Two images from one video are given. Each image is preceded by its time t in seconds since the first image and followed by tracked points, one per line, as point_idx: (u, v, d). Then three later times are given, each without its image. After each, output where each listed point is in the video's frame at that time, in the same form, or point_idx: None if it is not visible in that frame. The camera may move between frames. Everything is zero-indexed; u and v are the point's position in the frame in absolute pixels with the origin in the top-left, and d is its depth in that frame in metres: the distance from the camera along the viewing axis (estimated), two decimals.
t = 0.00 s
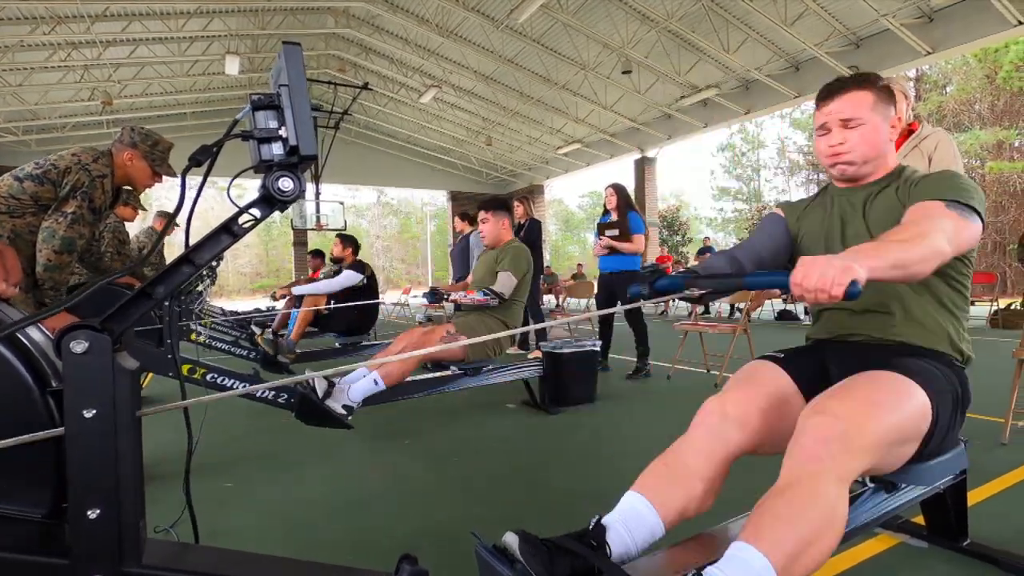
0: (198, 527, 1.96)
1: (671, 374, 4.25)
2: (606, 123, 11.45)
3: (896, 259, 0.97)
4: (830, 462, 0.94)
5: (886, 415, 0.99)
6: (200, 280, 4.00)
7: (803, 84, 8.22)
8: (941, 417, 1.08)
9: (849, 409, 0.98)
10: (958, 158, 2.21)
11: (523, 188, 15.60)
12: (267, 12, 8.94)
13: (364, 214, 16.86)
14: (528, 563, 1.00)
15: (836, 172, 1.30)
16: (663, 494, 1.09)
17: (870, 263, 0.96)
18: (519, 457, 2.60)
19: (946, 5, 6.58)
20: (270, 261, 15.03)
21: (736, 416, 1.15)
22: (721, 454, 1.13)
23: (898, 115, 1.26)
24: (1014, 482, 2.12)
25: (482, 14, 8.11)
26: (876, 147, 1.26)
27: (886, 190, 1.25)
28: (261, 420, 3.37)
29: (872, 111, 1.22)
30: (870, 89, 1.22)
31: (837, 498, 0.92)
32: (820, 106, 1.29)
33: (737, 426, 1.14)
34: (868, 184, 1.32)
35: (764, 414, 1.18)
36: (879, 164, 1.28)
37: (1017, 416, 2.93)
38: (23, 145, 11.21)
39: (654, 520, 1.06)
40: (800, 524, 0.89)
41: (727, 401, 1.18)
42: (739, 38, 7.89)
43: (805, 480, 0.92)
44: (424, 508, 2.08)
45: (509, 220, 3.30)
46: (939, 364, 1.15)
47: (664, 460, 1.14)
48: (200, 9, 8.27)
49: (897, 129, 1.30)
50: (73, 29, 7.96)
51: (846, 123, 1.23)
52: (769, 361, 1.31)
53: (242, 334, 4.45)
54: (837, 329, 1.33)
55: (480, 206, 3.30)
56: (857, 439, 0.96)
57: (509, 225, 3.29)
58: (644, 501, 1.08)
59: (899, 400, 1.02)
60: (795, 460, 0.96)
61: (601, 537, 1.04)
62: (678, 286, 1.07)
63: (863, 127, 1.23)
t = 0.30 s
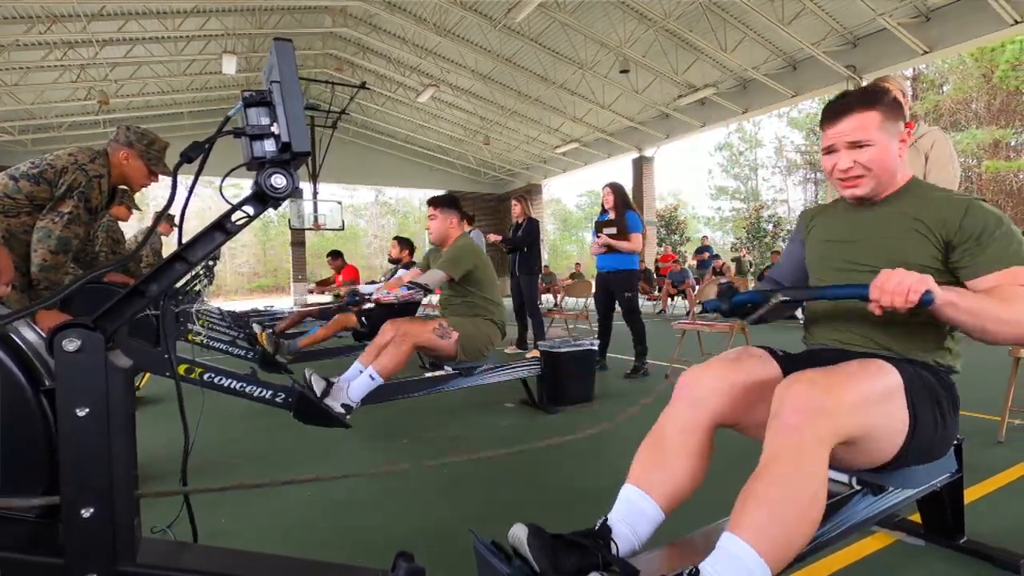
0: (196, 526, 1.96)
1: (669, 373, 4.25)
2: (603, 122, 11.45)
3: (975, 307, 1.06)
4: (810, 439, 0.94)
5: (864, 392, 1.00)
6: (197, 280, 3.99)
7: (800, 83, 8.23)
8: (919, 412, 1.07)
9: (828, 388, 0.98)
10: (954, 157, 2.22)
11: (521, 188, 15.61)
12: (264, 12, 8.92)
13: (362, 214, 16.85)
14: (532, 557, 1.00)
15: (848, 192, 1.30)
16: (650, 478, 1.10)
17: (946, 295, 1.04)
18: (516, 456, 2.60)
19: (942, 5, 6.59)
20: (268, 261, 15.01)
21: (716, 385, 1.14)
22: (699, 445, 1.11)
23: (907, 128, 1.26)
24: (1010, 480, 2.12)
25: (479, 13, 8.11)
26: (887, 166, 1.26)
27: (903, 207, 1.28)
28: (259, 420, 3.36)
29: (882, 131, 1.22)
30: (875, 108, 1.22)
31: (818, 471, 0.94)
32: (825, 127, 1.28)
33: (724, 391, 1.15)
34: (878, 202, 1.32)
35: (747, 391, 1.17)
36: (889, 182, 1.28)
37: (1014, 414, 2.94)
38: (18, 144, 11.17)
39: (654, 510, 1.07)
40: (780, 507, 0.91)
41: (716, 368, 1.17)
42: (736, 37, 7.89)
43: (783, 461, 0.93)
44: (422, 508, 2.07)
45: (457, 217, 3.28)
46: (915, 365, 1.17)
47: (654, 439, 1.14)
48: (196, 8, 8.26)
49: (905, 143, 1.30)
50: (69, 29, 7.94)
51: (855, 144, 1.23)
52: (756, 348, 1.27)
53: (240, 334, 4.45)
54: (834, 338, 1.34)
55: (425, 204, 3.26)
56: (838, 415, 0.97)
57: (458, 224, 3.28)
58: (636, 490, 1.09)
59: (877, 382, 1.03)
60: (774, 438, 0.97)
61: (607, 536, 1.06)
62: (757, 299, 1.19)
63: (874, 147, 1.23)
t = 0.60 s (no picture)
0: (200, 523, 1.97)
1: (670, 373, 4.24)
2: (606, 122, 11.44)
3: (718, 293, 0.81)
4: (737, 411, 0.89)
5: (793, 349, 0.91)
6: (199, 278, 4.00)
7: (803, 82, 8.20)
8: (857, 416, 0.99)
9: (746, 346, 0.90)
10: (957, 157, 2.21)
11: (523, 187, 15.61)
12: (266, 10, 8.94)
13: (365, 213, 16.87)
14: (528, 558, 1.00)
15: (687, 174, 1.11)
16: (595, 460, 1.10)
17: (659, 315, 0.80)
18: (516, 455, 2.60)
19: (945, 4, 6.58)
20: (270, 260, 15.03)
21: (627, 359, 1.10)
22: (629, 418, 1.09)
23: (759, 91, 1.07)
24: (1012, 480, 2.12)
25: (481, 12, 8.11)
26: (727, 134, 1.05)
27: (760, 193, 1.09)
28: (260, 418, 3.36)
29: (723, 85, 1.04)
30: (722, 57, 1.05)
31: (746, 437, 0.89)
32: (665, 79, 1.10)
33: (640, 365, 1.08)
34: (732, 189, 1.14)
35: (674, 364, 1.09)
36: (736, 160, 1.09)
37: (1016, 414, 2.93)
38: (22, 143, 11.20)
39: (616, 485, 1.08)
40: (719, 489, 0.90)
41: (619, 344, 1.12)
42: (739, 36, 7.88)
43: (712, 438, 0.90)
44: (424, 505, 2.09)
45: (415, 221, 3.40)
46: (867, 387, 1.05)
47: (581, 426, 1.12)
48: (199, 7, 8.27)
49: (764, 113, 1.11)
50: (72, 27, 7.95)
51: (691, 99, 1.04)
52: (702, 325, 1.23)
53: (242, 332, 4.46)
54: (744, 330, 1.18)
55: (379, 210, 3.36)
56: (768, 377, 0.89)
57: (414, 226, 3.38)
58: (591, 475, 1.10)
59: (806, 339, 0.95)
60: (704, 413, 0.92)
61: (597, 533, 1.07)
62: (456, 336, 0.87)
63: (712, 103, 1.04)
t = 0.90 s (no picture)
0: (201, 518, 1.98)
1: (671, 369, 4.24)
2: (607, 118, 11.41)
3: (640, 304, 0.73)
4: (738, 397, 0.89)
5: (794, 337, 0.92)
6: (200, 275, 4.00)
7: (805, 78, 8.17)
8: (859, 407, 0.99)
9: (748, 333, 0.90)
10: (959, 153, 2.20)
11: (524, 183, 15.59)
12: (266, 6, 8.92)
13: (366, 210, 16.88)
14: (528, 553, 1.00)
15: (642, 194, 1.09)
16: (602, 449, 1.11)
17: (587, 322, 0.71)
18: (517, 451, 2.60)
19: None
20: (271, 257, 15.04)
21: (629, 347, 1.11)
22: (641, 408, 1.11)
23: (713, 111, 1.05)
24: (1013, 475, 2.12)
25: (482, 8, 8.09)
26: (680, 159, 1.03)
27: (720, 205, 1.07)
28: (261, 414, 3.37)
29: (672, 111, 1.01)
30: (667, 82, 1.02)
31: (746, 421, 0.89)
32: (613, 108, 1.07)
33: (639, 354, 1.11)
34: (696, 206, 1.13)
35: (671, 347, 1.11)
36: (695, 180, 1.07)
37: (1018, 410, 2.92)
38: (22, 139, 11.20)
39: (623, 471, 1.09)
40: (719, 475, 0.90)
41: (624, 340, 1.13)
42: (741, 31, 7.85)
43: (713, 423, 0.91)
44: (425, 500, 2.09)
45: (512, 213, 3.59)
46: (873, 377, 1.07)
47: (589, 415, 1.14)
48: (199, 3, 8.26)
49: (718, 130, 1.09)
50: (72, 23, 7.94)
51: (640, 128, 1.01)
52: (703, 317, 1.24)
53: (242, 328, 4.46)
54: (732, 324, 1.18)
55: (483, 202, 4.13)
56: (773, 362, 0.90)
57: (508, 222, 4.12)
58: (599, 463, 1.11)
59: (807, 327, 0.95)
60: (706, 400, 0.93)
61: (598, 524, 1.08)
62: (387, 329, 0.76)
63: (663, 132, 1.01)
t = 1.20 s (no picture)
0: (198, 517, 1.98)
1: (668, 365, 4.25)
2: (603, 115, 11.41)
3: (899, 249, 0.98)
4: (824, 452, 0.96)
5: (883, 407, 1.02)
6: (194, 273, 3.97)
7: (800, 75, 8.20)
8: (937, 408, 1.10)
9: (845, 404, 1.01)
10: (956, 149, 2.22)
11: (520, 181, 15.59)
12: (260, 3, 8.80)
13: (361, 207, 16.84)
14: (526, 549, 1.01)
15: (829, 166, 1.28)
16: (660, 485, 1.09)
17: (867, 256, 0.96)
18: (515, 448, 2.61)
19: None
20: (266, 255, 15.00)
21: (734, 399, 1.18)
22: (713, 450, 1.14)
23: (891, 105, 1.25)
24: (1007, 468, 2.14)
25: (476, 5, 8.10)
26: (868, 141, 1.23)
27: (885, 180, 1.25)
28: (259, 412, 3.36)
29: (865, 105, 1.20)
30: (859, 83, 1.20)
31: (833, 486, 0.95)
32: (810, 103, 1.25)
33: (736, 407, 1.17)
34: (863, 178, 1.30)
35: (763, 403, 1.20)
36: (869, 158, 1.26)
37: (1013, 404, 2.94)
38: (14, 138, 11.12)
39: (651, 509, 1.07)
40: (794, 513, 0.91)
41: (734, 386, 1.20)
42: (735, 28, 7.85)
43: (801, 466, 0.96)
44: (423, 498, 2.10)
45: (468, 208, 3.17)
46: (933, 353, 1.17)
47: (662, 450, 1.15)
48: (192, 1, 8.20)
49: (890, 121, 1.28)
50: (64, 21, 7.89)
51: (838, 119, 1.21)
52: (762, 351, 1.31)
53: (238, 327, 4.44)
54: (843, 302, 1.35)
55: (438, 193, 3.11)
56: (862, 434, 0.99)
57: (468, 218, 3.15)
58: (650, 495, 1.08)
59: (892, 390, 1.04)
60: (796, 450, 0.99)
61: (598, 523, 1.06)
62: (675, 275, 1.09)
63: (855, 122, 1.21)
